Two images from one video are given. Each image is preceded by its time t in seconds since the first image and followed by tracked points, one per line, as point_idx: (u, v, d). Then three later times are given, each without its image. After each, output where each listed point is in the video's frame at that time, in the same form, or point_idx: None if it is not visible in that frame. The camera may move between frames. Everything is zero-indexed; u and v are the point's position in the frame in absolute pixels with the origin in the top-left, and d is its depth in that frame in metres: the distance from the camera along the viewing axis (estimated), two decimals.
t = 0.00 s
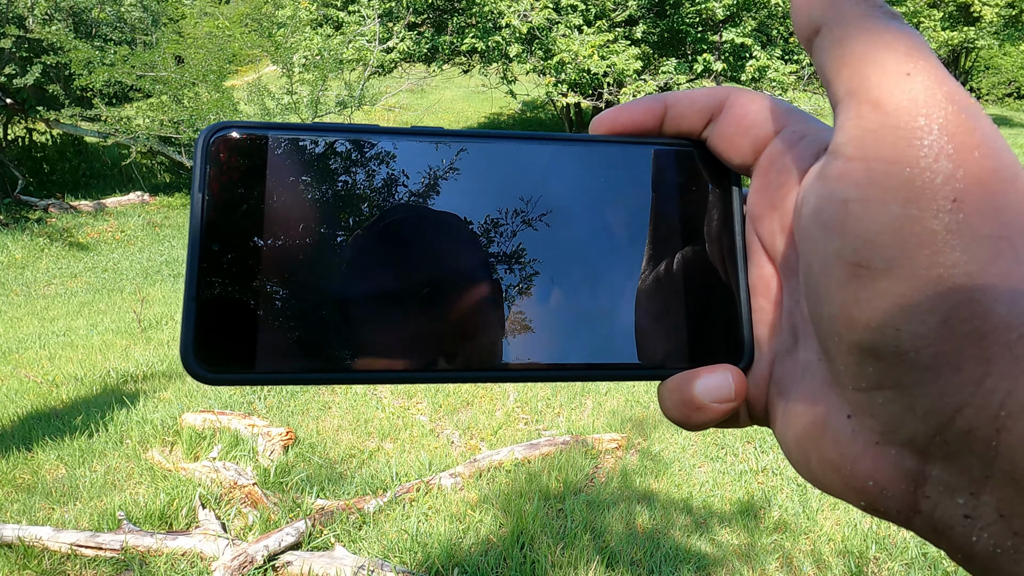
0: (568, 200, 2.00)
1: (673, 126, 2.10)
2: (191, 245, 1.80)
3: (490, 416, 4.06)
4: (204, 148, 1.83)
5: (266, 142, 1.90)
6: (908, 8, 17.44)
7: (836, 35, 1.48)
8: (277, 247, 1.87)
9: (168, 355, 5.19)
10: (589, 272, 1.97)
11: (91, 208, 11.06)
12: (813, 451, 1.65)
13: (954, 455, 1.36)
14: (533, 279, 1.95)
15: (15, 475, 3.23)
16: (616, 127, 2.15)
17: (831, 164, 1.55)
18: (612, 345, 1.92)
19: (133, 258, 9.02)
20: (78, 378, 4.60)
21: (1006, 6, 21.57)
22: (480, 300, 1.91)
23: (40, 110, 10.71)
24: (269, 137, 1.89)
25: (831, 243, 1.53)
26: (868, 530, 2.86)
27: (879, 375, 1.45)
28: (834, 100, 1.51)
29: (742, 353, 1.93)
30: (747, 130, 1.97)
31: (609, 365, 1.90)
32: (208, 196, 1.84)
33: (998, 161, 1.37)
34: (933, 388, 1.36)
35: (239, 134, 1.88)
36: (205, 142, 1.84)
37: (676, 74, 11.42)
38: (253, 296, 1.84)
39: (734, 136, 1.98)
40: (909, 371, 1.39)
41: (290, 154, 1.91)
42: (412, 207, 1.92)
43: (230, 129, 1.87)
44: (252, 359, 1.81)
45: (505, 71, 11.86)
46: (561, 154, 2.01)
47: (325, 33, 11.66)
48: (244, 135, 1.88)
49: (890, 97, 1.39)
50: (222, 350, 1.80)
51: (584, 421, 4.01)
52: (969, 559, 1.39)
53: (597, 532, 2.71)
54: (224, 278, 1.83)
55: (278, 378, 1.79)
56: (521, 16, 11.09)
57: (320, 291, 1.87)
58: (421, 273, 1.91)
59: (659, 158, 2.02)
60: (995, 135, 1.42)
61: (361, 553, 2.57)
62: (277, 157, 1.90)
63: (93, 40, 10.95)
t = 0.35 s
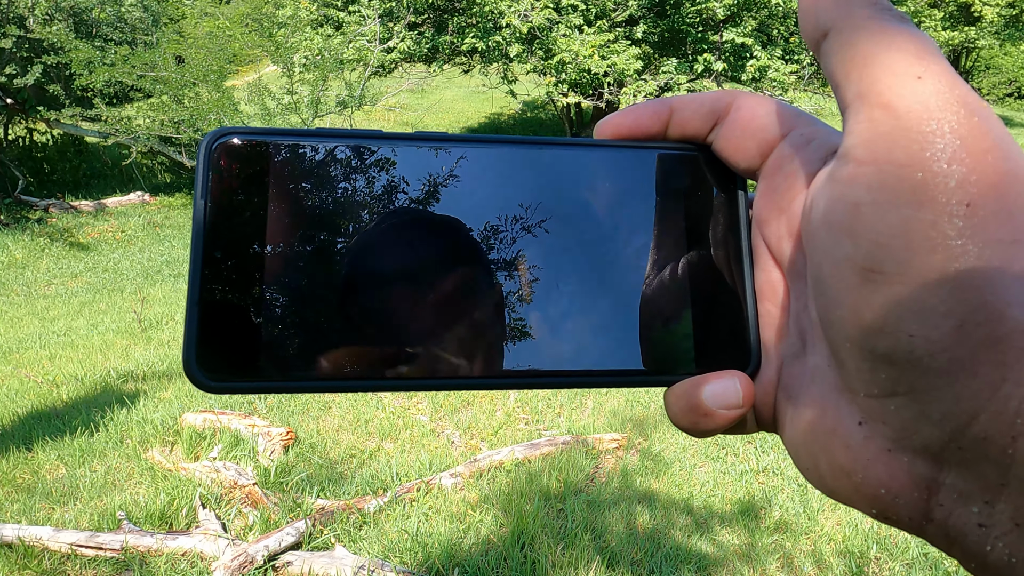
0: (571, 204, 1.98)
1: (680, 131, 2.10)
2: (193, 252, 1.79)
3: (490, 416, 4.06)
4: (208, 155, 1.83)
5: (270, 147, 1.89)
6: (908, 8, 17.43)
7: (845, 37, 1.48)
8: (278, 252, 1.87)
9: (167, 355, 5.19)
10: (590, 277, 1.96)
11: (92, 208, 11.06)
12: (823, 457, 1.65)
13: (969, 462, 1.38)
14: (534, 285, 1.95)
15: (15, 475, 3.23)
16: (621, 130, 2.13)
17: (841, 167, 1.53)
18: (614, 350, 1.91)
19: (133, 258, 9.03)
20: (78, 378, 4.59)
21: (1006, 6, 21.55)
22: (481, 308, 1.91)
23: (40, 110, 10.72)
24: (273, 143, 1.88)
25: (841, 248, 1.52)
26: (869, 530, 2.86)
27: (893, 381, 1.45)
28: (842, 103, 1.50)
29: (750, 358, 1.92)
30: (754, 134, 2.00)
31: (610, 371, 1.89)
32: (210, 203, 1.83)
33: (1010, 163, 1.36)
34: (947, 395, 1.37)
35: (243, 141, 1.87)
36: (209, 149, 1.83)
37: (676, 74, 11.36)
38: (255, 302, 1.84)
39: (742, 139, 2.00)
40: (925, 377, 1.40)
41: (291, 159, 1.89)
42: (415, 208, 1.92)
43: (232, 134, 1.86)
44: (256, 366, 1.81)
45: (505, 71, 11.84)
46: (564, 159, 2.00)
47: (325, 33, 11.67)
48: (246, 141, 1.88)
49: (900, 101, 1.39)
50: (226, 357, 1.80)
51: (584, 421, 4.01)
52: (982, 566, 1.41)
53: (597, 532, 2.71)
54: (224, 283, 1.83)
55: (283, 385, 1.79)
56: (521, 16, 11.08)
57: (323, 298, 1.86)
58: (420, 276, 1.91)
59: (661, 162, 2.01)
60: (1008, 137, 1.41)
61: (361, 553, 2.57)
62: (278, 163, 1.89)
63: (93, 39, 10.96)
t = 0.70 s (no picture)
0: (578, 197, 1.99)
1: (693, 126, 2.10)
2: (211, 244, 1.80)
3: (493, 417, 4.07)
4: (225, 148, 1.84)
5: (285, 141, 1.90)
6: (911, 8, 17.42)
7: (859, 33, 1.49)
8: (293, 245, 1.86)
9: (170, 354, 5.20)
10: (601, 269, 1.95)
11: (94, 208, 11.08)
12: (836, 449, 1.65)
13: (982, 452, 1.36)
14: (540, 277, 1.93)
15: (19, 474, 3.24)
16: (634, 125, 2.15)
17: (856, 162, 1.55)
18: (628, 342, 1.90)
19: (136, 258, 9.05)
20: (81, 378, 4.60)
21: (1008, 6, 21.55)
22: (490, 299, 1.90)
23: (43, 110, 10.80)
24: (290, 136, 1.90)
25: (856, 242, 1.53)
26: (871, 530, 2.86)
27: (906, 372, 1.45)
28: (857, 99, 1.52)
29: (761, 352, 1.92)
30: (767, 129, 2.00)
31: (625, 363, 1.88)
32: (228, 196, 1.84)
33: None
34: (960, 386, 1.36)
35: (260, 135, 1.89)
36: (226, 141, 1.84)
37: (678, 74, 11.44)
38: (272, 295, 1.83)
39: (754, 134, 2.00)
40: (938, 368, 1.39)
41: (306, 154, 1.91)
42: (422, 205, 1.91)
43: (246, 128, 1.87)
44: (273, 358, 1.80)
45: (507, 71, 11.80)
46: (576, 152, 2.01)
47: (328, 34, 11.69)
48: (258, 135, 1.88)
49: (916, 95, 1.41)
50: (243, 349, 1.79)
51: (587, 422, 4.01)
52: (995, 556, 1.40)
53: (600, 533, 2.71)
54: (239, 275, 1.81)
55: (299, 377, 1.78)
56: (524, 16, 11.08)
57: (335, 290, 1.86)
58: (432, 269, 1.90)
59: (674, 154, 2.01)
60: None
61: (364, 553, 2.58)
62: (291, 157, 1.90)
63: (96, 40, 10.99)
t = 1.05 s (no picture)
0: (594, 199, 1.91)
1: (717, 126, 2.02)
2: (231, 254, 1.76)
3: (494, 416, 4.07)
4: (244, 161, 1.77)
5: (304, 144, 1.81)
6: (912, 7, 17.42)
7: (895, 36, 1.43)
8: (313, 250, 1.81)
9: (173, 354, 5.21)
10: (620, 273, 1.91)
11: (97, 208, 11.11)
12: (869, 461, 1.62)
13: None
14: (552, 237, 1.89)
15: (22, 473, 3.25)
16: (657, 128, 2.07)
17: (893, 171, 1.49)
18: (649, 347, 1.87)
19: (138, 258, 9.06)
20: (84, 378, 4.61)
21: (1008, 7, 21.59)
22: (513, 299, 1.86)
23: (45, 111, 10.82)
24: (306, 141, 1.81)
25: (893, 254, 1.48)
26: (872, 530, 2.86)
27: (945, 391, 1.40)
28: (892, 106, 1.46)
29: (787, 357, 1.90)
30: (795, 129, 1.93)
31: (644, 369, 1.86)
32: (246, 201, 1.78)
33: None
34: (1004, 410, 1.32)
35: (276, 141, 1.80)
36: (243, 147, 1.76)
37: (680, 74, 11.46)
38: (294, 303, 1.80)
39: (780, 136, 1.93)
40: (980, 391, 1.34)
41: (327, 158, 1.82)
42: (443, 195, 1.85)
43: (265, 134, 1.79)
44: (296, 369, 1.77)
45: (509, 72, 11.78)
46: (597, 155, 1.91)
47: (329, 34, 11.72)
48: (275, 141, 1.80)
49: (958, 104, 1.34)
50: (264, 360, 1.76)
51: (588, 422, 4.01)
52: None
53: (601, 532, 2.72)
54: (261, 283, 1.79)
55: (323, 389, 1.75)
56: (525, 16, 11.10)
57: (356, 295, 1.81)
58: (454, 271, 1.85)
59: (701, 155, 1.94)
60: None
61: (365, 553, 2.59)
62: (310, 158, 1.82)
63: (98, 39, 11.03)
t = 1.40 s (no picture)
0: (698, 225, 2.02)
1: (861, 148, 2.11)
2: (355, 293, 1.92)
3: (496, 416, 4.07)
4: (365, 195, 1.96)
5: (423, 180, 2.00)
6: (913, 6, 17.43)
7: None
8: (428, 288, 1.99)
9: (176, 354, 5.21)
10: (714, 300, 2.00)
11: (98, 208, 11.11)
12: None
13: None
14: (640, 254, 1.99)
15: (26, 473, 3.25)
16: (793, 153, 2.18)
17: None
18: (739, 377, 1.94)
19: (140, 258, 9.07)
20: (87, 377, 4.62)
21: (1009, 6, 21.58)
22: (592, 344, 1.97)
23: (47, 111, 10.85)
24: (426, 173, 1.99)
25: None
26: (875, 529, 2.86)
27: None
28: None
29: (942, 398, 1.93)
30: (954, 156, 2.02)
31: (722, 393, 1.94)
32: (368, 236, 1.95)
33: None
34: None
35: (396, 177, 1.98)
36: (365, 182, 1.95)
37: (682, 73, 11.42)
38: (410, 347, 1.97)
39: (941, 162, 2.02)
40: None
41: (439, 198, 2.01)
42: (542, 216, 2.01)
43: (387, 166, 1.97)
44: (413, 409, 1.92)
45: (510, 71, 11.76)
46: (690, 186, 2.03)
47: (330, 34, 11.75)
48: (398, 172, 1.98)
49: None
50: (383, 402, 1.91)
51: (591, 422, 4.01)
52: None
53: (603, 531, 2.72)
54: (380, 326, 1.95)
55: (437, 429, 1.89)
56: (526, 16, 11.09)
57: (465, 337, 1.99)
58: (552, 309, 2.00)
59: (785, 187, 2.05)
60: None
61: (370, 551, 2.59)
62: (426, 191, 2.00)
63: (99, 39, 11.08)
